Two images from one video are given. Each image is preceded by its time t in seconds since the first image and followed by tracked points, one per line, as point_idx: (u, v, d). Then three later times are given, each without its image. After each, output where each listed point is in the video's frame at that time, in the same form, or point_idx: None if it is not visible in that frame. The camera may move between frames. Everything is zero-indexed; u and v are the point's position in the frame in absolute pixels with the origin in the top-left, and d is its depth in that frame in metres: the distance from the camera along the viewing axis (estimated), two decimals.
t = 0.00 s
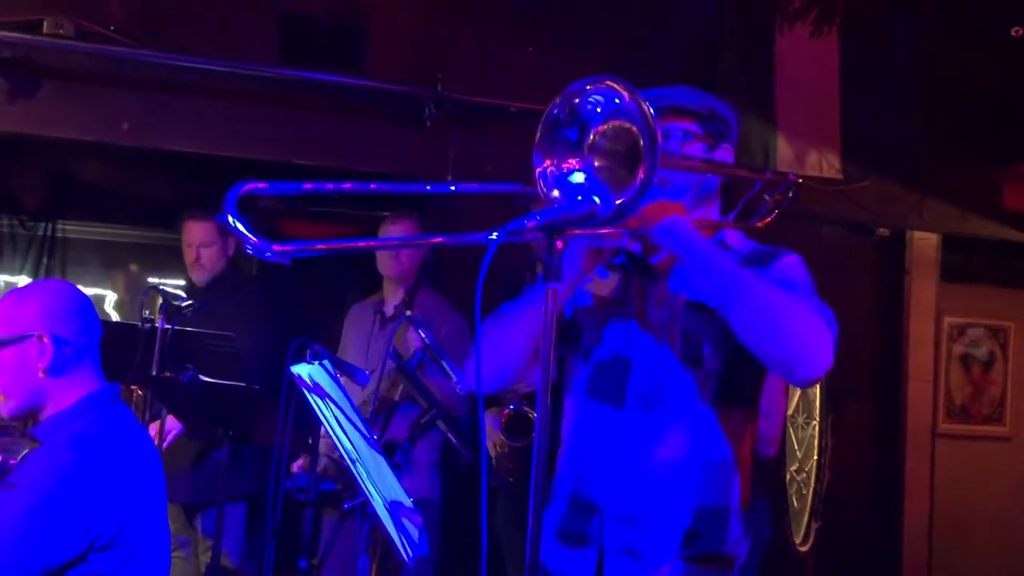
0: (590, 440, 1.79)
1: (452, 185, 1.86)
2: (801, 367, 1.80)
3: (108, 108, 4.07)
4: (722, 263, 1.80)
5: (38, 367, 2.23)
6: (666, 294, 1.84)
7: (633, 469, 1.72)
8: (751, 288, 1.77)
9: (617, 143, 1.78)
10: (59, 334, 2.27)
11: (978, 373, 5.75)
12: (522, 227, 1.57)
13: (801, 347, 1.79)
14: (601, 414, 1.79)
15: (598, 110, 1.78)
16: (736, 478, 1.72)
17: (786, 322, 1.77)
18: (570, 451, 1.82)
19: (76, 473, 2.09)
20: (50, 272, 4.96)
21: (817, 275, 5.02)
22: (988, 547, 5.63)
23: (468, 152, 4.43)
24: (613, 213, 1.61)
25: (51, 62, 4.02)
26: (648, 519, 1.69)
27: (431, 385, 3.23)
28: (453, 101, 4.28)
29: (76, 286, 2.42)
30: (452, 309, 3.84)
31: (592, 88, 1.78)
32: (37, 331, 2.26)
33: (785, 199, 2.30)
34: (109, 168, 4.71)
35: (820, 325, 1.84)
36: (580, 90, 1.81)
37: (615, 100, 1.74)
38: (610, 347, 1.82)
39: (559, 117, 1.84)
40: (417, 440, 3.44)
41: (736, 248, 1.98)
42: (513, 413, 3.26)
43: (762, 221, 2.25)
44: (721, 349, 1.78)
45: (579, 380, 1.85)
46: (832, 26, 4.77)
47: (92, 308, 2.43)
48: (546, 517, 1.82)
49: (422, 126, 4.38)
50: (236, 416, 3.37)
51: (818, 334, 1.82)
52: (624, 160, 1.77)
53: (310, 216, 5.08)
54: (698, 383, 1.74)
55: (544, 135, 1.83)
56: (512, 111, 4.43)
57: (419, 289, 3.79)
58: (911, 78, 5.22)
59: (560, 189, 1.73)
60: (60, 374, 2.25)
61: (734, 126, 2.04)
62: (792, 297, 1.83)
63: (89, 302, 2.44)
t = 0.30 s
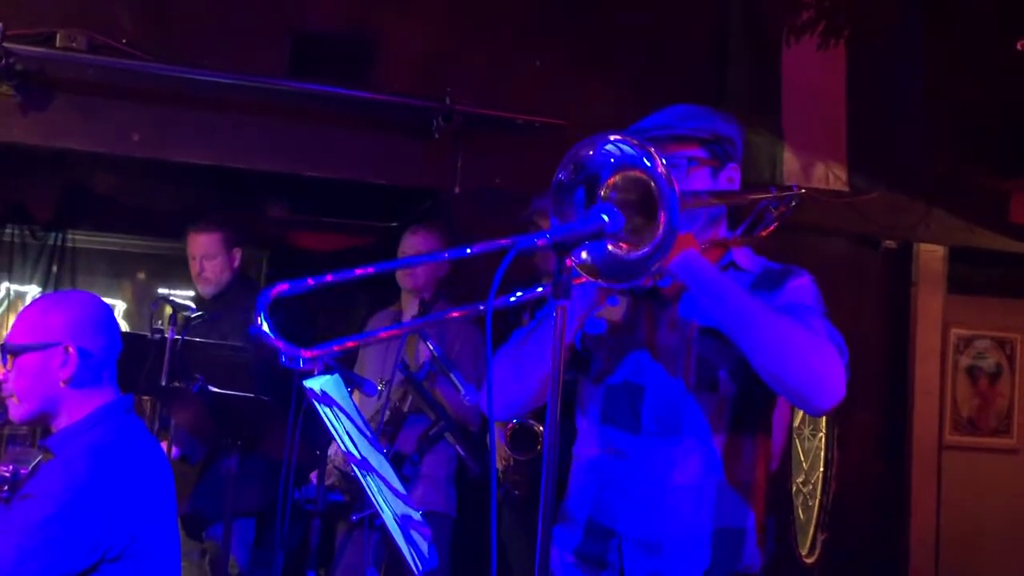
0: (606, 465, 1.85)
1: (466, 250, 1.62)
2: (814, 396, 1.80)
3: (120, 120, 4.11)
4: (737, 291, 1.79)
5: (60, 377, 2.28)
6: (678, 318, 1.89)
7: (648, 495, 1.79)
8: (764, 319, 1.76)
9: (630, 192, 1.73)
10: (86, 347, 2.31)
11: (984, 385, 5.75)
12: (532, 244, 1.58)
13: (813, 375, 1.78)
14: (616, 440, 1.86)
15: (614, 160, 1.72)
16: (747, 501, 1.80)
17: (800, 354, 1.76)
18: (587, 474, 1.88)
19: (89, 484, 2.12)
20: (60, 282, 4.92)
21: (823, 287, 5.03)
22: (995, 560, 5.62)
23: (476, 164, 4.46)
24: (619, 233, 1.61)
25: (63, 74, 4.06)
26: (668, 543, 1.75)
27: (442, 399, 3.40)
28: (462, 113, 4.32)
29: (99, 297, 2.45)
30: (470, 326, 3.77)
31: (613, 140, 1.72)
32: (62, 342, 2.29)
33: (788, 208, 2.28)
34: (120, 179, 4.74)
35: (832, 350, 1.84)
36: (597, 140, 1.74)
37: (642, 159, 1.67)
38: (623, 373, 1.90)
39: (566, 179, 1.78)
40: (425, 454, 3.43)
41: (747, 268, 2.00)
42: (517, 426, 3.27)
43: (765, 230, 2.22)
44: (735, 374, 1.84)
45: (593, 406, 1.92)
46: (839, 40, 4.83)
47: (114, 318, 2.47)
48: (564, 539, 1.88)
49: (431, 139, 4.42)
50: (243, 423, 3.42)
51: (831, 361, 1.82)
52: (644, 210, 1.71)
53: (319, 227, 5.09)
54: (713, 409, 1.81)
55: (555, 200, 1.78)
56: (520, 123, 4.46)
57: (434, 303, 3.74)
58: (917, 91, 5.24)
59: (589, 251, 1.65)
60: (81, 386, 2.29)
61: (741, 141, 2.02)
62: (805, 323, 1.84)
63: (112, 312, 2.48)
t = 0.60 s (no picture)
0: (610, 472, 1.85)
1: (473, 239, 1.64)
2: (813, 416, 1.79)
3: (128, 127, 4.13)
4: (740, 301, 1.78)
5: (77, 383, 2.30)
6: (682, 325, 1.91)
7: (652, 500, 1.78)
8: (766, 329, 1.75)
9: (636, 192, 1.75)
10: (104, 352, 2.33)
11: (991, 392, 5.73)
12: (541, 250, 1.60)
13: (814, 391, 1.77)
14: (620, 444, 1.85)
15: (615, 159, 1.75)
16: (751, 511, 1.80)
17: (800, 369, 1.75)
18: (591, 480, 1.89)
19: (98, 489, 2.12)
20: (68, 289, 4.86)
21: (829, 294, 5.02)
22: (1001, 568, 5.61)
23: (481, 170, 4.47)
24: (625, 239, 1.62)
25: (72, 81, 4.08)
26: (671, 550, 1.75)
27: (449, 406, 3.37)
28: (468, 120, 4.34)
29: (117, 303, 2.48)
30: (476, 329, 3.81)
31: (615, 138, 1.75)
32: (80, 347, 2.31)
33: (802, 221, 2.33)
34: (127, 185, 4.75)
35: (833, 367, 1.82)
36: (600, 141, 1.76)
37: (642, 156, 1.71)
38: (628, 378, 1.90)
39: (573, 178, 1.78)
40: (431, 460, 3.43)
41: (757, 276, 1.99)
42: (525, 442, 3.27)
43: (779, 240, 2.27)
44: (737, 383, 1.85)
45: (596, 413, 1.92)
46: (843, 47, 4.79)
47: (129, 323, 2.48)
48: (571, 543, 1.89)
49: (437, 145, 4.43)
50: (250, 430, 3.40)
51: (830, 379, 1.80)
52: (645, 208, 1.74)
53: (324, 234, 5.09)
54: (714, 419, 1.81)
55: (558, 199, 1.76)
56: (526, 130, 4.47)
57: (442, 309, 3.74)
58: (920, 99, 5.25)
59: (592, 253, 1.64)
60: (97, 392, 2.32)
61: (758, 147, 2.03)
62: (807, 336, 1.82)
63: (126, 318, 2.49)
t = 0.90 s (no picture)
0: (607, 483, 1.87)
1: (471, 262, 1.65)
2: (809, 434, 1.79)
3: (132, 136, 4.15)
4: (736, 315, 1.80)
5: (98, 391, 2.34)
6: (680, 336, 1.92)
7: (646, 513, 1.80)
8: (761, 347, 1.77)
9: (632, 211, 1.71)
10: (129, 368, 2.39)
11: (994, 399, 5.72)
12: (542, 260, 1.58)
13: (809, 410, 1.78)
14: (616, 456, 1.87)
15: (608, 180, 1.72)
16: (748, 525, 1.80)
17: (795, 387, 1.76)
18: (588, 492, 1.91)
19: (101, 497, 2.13)
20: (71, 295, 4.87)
21: (830, 300, 5.03)
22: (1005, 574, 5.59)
23: (483, 177, 4.49)
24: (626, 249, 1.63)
25: (76, 90, 4.09)
26: (666, 562, 1.77)
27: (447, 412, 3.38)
28: (470, 128, 4.36)
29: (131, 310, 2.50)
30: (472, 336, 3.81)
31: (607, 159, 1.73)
32: (107, 356, 2.36)
33: (802, 229, 2.32)
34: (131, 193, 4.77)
35: (828, 385, 1.83)
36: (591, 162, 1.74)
37: (637, 176, 1.69)
38: (626, 391, 1.92)
39: (566, 202, 1.78)
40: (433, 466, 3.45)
41: (755, 289, 2.00)
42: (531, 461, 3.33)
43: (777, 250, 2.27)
44: (734, 395, 1.85)
45: (595, 425, 1.94)
46: (844, 55, 4.83)
47: (147, 332, 2.52)
48: (568, 554, 1.91)
49: (439, 153, 4.45)
50: (253, 437, 3.41)
51: (824, 398, 1.81)
52: (644, 225, 1.69)
53: (327, 240, 5.09)
54: (710, 430, 1.82)
55: (556, 222, 1.76)
56: (528, 137, 4.49)
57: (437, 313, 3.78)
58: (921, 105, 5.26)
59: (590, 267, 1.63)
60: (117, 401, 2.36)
61: (756, 158, 2.05)
62: (803, 351, 1.84)
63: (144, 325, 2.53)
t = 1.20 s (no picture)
0: (605, 491, 1.86)
1: (468, 274, 1.65)
2: (806, 438, 1.79)
3: (130, 140, 4.15)
4: (731, 321, 1.79)
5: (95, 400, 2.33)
6: (676, 343, 1.92)
7: (645, 521, 1.79)
8: (757, 352, 1.76)
9: (628, 221, 1.69)
10: (125, 375, 2.39)
11: (993, 402, 5.72)
12: (535, 266, 1.56)
13: (806, 414, 1.77)
14: (614, 464, 1.87)
15: (604, 189, 1.72)
16: (747, 531, 1.79)
17: (792, 391, 1.76)
18: (586, 501, 1.90)
19: (95, 502, 2.13)
20: (69, 300, 4.86)
21: (830, 304, 5.02)
22: None
23: (482, 181, 4.49)
24: (620, 253, 1.63)
25: (73, 94, 4.09)
26: (664, 569, 1.76)
27: (442, 417, 3.28)
28: (468, 133, 4.36)
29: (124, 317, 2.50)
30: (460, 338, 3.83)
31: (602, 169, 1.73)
32: (103, 364, 2.35)
33: (794, 232, 2.29)
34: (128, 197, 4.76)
35: (826, 389, 1.82)
36: (586, 172, 1.74)
37: (635, 188, 1.68)
38: (623, 399, 1.92)
39: (560, 213, 1.78)
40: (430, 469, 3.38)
41: (750, 292, 2.01)
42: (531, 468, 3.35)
43: (770, 252, 2.23)
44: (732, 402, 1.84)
45: (592, 433, 1.93)
46: (843, 58, 4.87)
47: (136, 334, 2.50)
48: (567, 561, 1.91)
49: (437, 157, 4.44)
50: (252, 444, 3.40)
51: (822, 402, 1.80)
52: (640, 235, 1.68)
53: (324, 245, 5.06)
54: (708, 437, 1.82)
55: (550, 234, 1.77)
56: (526, 141, 4.49)
57: (425, 316, 3.78)
58: (920, 108, 5.26)
59: (584, 277, 1.61)
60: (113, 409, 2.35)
61: (748, 163, 2.04)
62: (799, 356, 1.83)
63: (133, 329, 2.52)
